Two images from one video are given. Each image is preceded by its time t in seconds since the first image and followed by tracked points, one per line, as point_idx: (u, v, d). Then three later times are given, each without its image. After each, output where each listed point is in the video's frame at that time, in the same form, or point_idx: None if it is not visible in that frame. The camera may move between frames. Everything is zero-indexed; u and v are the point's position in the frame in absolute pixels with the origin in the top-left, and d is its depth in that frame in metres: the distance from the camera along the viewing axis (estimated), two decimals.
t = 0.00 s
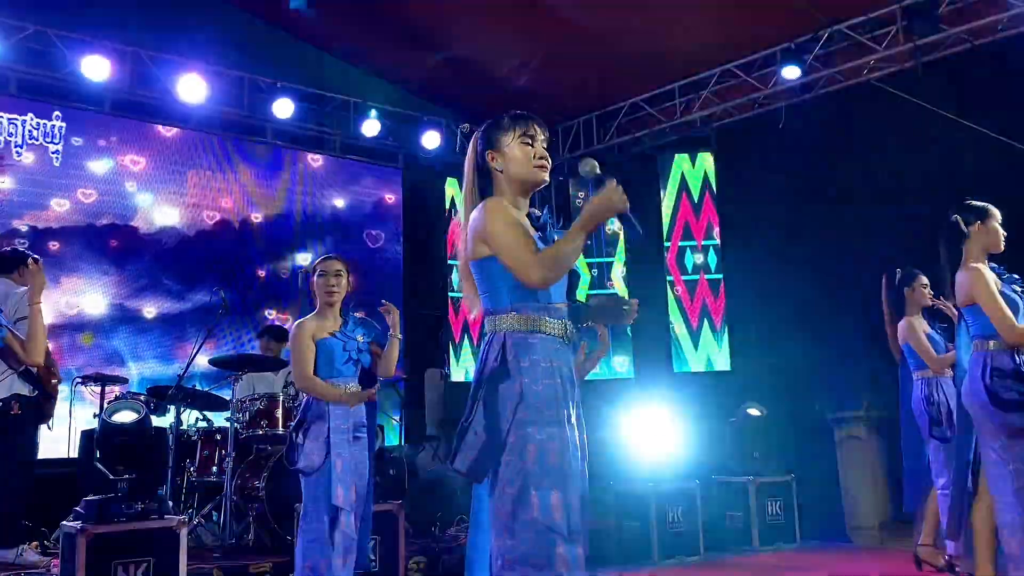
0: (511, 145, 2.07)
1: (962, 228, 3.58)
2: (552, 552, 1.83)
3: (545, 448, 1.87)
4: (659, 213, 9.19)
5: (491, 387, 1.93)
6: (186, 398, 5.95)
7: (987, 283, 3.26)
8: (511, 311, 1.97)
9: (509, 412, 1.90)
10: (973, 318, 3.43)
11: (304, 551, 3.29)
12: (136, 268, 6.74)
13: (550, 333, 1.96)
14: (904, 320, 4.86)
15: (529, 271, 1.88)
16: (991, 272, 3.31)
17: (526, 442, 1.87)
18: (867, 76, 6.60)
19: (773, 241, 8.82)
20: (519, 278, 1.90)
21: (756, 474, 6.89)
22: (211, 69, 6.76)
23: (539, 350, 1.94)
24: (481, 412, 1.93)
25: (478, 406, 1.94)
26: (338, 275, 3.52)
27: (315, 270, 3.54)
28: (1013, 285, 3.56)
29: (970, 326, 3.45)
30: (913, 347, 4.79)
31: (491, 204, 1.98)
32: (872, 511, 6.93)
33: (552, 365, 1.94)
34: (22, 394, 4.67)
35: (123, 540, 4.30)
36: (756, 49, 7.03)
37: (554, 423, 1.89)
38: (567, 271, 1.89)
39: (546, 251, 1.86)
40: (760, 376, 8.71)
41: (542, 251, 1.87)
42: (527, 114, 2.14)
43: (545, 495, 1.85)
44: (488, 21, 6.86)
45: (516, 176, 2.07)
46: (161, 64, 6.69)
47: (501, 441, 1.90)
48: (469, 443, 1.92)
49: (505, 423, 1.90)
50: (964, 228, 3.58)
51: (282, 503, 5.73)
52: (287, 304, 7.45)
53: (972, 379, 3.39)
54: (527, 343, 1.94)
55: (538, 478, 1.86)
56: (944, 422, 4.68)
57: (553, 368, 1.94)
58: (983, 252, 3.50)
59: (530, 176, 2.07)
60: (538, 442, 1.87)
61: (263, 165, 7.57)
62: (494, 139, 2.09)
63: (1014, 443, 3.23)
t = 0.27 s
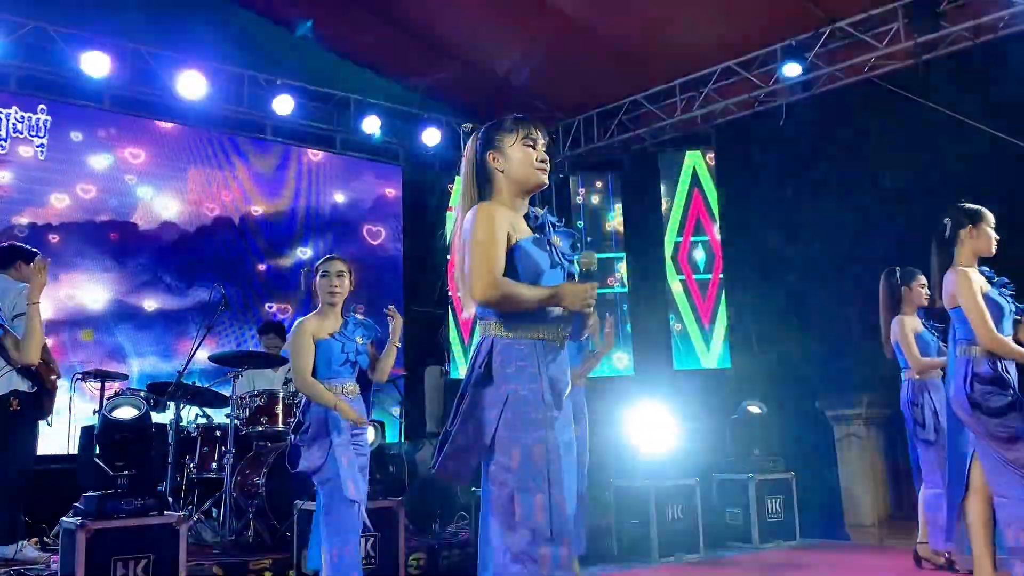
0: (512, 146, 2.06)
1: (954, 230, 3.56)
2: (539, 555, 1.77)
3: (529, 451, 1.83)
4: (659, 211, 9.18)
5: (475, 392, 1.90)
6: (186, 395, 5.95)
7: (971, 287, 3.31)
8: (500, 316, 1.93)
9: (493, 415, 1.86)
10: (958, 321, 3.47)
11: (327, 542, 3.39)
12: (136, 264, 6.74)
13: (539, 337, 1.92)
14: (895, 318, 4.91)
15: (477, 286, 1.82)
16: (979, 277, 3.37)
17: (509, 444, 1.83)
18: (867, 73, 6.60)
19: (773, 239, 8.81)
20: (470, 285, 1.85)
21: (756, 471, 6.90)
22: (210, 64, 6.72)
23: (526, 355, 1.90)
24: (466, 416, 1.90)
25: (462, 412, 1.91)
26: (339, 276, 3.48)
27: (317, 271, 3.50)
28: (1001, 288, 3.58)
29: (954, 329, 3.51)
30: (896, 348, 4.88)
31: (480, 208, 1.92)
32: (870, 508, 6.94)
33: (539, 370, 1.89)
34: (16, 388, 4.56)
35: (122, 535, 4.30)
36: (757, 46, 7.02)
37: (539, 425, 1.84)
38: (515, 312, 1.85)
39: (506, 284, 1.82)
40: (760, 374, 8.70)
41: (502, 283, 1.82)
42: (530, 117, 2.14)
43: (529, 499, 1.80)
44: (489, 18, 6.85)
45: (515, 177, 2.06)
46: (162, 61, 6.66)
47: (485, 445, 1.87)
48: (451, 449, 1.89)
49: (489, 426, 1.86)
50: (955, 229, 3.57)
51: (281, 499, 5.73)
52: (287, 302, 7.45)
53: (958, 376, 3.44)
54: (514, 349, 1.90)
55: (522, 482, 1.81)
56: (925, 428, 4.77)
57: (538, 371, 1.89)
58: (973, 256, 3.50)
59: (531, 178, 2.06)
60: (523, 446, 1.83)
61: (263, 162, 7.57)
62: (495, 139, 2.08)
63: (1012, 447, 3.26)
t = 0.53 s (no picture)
0: (518, 147, 2.06)
1: (959, 226, 3.52)
2: (530, 555, 1.75)
3: (520, 450, 1.81)
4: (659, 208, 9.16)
5: (470, 392, 1.91)
6: (184, 391, 5.93)
7: (971, 285, 3.31)
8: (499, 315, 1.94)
9: (489, 416, 1.87)
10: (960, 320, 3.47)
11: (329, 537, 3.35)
12: (136, 261, 6.72)
13: (534, 338, 1.90)
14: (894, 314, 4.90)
15: (472, 290, 1.82)
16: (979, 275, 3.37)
17: (500, 446, 1.83)
18: (868, 71, 6.59)
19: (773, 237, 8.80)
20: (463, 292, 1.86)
21: (755, 468, 6.90)
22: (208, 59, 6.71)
23: (520, 355, 1.88)
24: (461, 415, 1.91)
25: (458, 412, 1.92)
26: (341, 273, 3.51)
27: (319, 266, 3.55)
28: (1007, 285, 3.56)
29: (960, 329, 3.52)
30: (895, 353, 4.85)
31: (476, 211, 1.90)
32: (870, 504, 6.90)
33: (533, 369, 1.86)
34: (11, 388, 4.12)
35: (121, 531, 4.29)
36: (757, 44, 7.00)
37: (532, 425, 1.82)
38: (512, 316, 1.85)
39: (502, 289, 1.81)
40: (759, 372, 8.69)
41: (497, 288, 1.81)
42: (535, 119, 2.13)
43: (519, 498, 1.78)
44: (488, 15, 6.83)
45: (519, 179, 2.05)
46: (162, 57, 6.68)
47: (479, 443, 1.88)
48: (445, 447, 1.89)
49: (483, 427, 1.87)
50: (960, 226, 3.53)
51: (280, 495, 5.72)
52: (286, 298, 7.43)
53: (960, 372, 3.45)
54: (509, 349, 1.90)
55: (512, 481, 1.80)
56: (915, 426, 4.78)
57: (531, 371, 1.86)
58: (978, 255, 3.45)
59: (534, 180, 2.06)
60: (515, 446, 1.82)
61: (264, 158, 7.55)
62: (499, 140, 2.07)
63: (1007, 440, 3.25)
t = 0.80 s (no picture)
0: (534, 142, 2.07)
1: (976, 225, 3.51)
2: (543, 549, 1.79)
3: (540, 443, 1.84)
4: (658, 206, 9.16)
5: (491, 382, 1.93)
6: (183, 388, 5.93)
7: (993, 281, 3.23)
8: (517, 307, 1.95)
9: (509, 406, 1.88)
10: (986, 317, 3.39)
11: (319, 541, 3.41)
12: (135, 258, 6.72)
13: (554, 330, 1.93)
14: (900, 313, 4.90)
15: (494, 279, 1.85)
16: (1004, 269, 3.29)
17: (522, 436, 1.85)
18: (868, 69, 6.59)
19: (773, 235, 8.79)
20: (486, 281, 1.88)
21: (754, 466, 6.91)
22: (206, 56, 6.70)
23: (542, 347, 1.91)
24: (482, 406, 1.93)
25: (479, 402, 1.93)
26: (343, 266, 3.57)
27: (324, 262, 3.60)
28: None
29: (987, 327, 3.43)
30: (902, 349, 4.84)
31: (495, 205, 1.93)
32: (868, 503, 6.90)
33: (554, 363, 1.91)
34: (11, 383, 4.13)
35: (121, 527, 4.29)
36: (757, 42, 6.99)
37: (552, 420, 1.86)
38: (534, 305, 1.88)
39: (525, 278, 1.84)
40: (759, 369, 8.71)
41: (520, 276, 1.83)
42: (546, 115, 2.15)
43: (537, 490, 1.82)
44: (489, 13, 6.82)
45: (535, 173, 2.06)
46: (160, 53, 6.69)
47: (498, 435, 1.89)
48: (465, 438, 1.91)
49: (504, 418, 1.88)
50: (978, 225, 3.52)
51: (278, 492, 5.71)
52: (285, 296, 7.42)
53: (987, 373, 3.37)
54: (530, 341, 1.92)
55: (532, 474, 1.83)
56: (926, 421, 4.76)
57: (554, 365, 1.90)
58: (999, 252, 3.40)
59: (550, 175, 2.06)
60: (535, 439, 1.85)
61: (264, 156, 7.54)
62: (515, 134, 2.08)
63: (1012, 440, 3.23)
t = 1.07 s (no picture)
0: (552, 139, 2.13)
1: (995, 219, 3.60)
2: (584, 536, 1.88)
3: (581, 433, 1.93)
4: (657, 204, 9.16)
5: (530, 371, 1.99)
6: (181, 385, 5.93)
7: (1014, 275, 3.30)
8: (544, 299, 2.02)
9: (546, 396, 1.96)
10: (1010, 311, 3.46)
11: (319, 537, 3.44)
12: (134, 254, 6.72)
13: (584, 322, 2.03)
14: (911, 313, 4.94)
15: (529, 267, 1.91)
16: None
17: (564, 427, 1.92)
18: (867, 68, 6.60)
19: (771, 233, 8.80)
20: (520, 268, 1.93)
21: (752, 465, 6.92)
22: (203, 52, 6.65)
23: (577, 338, 2.00)
24: (520, 396, 1.99)
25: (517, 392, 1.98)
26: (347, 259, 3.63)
27: (327, 256, 3.64)
28: None
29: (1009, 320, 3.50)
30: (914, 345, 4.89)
31: (520, 197, 1.99)
32: (866, 501, 6.91)
33: (590, 353, 2.01)
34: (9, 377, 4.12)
35: (120, 524, 4.29)
36: (757, 40, 7.00)
37: (590, 409, 1.95)
38: (565, 292, 1.96)
39: (558, 266, 1.92)
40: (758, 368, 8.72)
41: (554, 264, 1.91)
42: (557, 112, 2.20)
43: (580, 479, 1.90)
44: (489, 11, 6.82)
45: (552, 170, 2.10)
46: (155, 47, 6.61)
47: (538, 425, 1.95)
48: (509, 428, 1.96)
49: (544, 407, 1.95)
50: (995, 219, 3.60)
51: (278, 489, 5.71)
52: (283, 293, 7.42)
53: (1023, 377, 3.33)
54: (565, 331, 1.99)
55: (575, 463, 1.91)
56: (943, 416, 4.72)
57: (590, 356, 2.00)
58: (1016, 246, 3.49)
59: (567, 171, 2.11)
60: (576, 428, 1.93)
61: (264, 153, 7.54)
62: (532, 131, 2.13)
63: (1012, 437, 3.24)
